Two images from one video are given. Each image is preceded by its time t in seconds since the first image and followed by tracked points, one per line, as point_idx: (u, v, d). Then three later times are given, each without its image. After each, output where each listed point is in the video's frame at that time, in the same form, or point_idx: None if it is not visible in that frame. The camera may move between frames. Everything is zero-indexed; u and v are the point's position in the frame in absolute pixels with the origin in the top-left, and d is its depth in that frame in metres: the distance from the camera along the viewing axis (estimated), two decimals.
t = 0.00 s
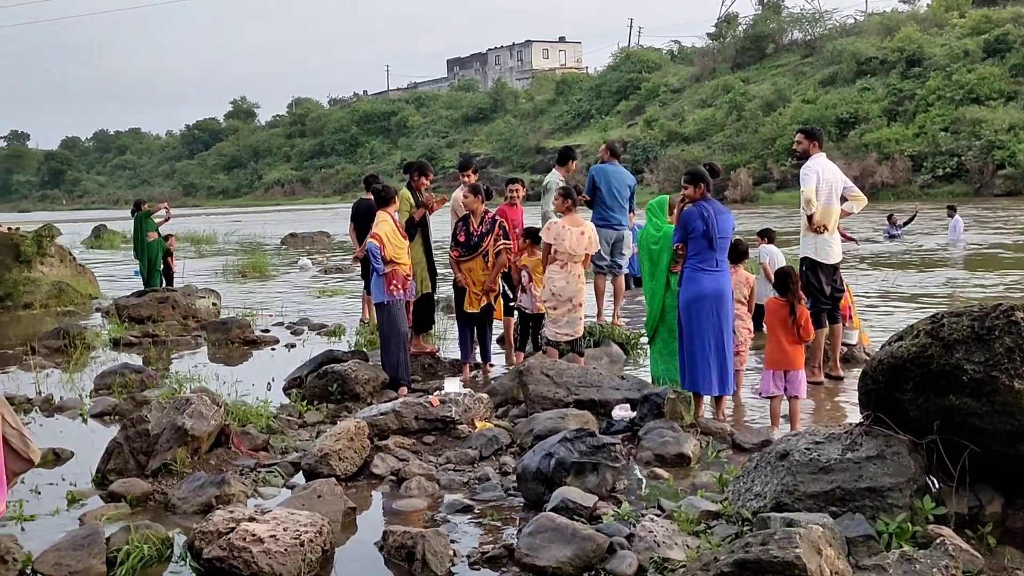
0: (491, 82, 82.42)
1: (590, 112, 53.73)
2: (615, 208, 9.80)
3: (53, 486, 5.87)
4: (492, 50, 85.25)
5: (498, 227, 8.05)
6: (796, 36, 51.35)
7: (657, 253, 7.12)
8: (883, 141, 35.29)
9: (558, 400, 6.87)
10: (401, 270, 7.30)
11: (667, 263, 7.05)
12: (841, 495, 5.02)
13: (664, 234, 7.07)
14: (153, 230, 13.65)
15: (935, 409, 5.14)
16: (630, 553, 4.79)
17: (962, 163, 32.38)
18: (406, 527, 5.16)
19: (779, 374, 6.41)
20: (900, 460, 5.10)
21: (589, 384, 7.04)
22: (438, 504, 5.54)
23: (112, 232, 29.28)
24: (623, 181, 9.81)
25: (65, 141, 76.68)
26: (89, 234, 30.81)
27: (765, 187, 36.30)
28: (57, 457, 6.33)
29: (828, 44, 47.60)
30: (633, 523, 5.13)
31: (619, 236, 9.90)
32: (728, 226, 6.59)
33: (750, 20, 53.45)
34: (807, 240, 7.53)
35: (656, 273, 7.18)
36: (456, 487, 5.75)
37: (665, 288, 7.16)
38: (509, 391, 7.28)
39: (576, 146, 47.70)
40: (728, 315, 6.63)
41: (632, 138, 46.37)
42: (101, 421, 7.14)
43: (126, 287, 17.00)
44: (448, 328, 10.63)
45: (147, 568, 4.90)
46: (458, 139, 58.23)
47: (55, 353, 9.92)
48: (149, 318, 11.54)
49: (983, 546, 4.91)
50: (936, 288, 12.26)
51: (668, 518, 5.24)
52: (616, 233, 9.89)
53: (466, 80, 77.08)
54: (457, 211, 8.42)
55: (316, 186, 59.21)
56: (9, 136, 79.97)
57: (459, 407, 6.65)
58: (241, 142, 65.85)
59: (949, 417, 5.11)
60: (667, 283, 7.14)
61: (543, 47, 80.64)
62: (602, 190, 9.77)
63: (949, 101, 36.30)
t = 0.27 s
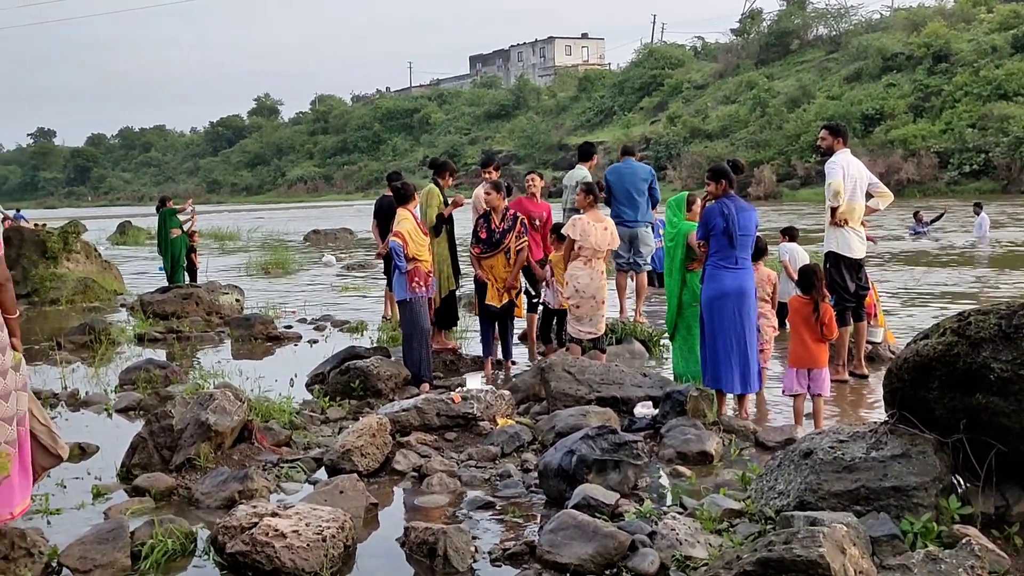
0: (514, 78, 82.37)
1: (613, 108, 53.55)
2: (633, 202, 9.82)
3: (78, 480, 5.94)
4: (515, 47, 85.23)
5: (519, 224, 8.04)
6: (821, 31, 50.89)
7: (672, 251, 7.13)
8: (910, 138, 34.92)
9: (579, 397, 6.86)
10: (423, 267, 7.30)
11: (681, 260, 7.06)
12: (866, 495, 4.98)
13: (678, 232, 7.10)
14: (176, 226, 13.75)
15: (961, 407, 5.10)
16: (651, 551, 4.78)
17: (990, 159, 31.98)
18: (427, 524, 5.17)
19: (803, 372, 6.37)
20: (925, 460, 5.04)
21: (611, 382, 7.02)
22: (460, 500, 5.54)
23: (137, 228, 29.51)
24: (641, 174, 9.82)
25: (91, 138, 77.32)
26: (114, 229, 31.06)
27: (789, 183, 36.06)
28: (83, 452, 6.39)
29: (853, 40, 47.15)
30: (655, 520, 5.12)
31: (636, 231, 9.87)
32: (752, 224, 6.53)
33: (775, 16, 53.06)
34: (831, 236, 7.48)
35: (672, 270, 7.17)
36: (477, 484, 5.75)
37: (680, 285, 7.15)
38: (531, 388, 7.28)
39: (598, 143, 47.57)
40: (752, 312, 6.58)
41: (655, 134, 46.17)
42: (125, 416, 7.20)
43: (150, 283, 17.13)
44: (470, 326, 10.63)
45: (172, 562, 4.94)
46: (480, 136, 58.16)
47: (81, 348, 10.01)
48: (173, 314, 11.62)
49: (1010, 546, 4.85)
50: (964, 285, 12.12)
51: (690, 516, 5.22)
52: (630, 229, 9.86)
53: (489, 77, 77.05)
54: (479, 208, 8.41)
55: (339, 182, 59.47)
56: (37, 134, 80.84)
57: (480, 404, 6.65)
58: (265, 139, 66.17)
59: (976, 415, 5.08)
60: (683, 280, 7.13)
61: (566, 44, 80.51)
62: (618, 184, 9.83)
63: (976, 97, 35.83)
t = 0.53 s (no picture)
0: (535, 76, 82.29)
1: (635, 106, 53.37)
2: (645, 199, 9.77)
3: (102, 476, 5.98)
4: (536, 44, 85.15)
5: (539, 221, 8.03)
6: (845, 28, 50.46)
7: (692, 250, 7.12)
8: (934, 135, 34.56)
9: (601, 396, 6.84)
10: (445, 265, 7.31)
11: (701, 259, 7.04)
12: (889, 495, 4.94)
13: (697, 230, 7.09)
14: (198, 223, 13.82)
15: (987, 407, 5.07)
16: (673, 550, 4.76)
17: (1016, 157, 31.60)
18: (448, 522, 5.18)
19: (826, 371, 6.33)
20: (950, 460, 4.99)
21: (632, 380, 7.01)
22: (481, 498, 5.55)
23: (162, 226, 29.72)
24: (656, 171, 9.80)
25: (116, 136, 77.92)
26: (139, 226, 31.28)
27: (812, 181, 35.84)
28: (107, 448, 6.44)
29: (877, 37, 46.74)
30: (676, 520, 5.10)
31: (646, 229, 9.88)
32: (774, 222, 6.48)
33: (798, 12, 52.70)
34: (854, 234, 7.43)
35: (692, 269, 7.16)
36: (498, 482, 5.75)
37: (700, 284, 7.13)
38: (552, 387, 7.28)
39: (620, 141, 47.45)
40: (774, 311, 6.53)
41: (677, 132, 45.99)
42: (149, 412, 7.25)
43: (173, 281, 17.23)
44: (490, 324, 10.64)
45: (194, 558, 4.98)
46: (501, 134, 58.00)
47: (105, 346, 10.09)
48: (196, 311, 11.69)
49: None
50: (991, 285, 11.97)
51: (712, 515, 5.20)
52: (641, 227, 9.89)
53: (509, 74, 76.98)
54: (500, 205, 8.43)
55: (360, 180, 59.65)
56: (62, 132, 81.55)
57: (501, 402, 6.66)
58: (286, 137, 66.45)
59: (1002, 415, 5.04)
60: (703, 278, 7.11)
61: (587, 41, 80.37)
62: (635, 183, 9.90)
63: (1002, 94, 35.38)
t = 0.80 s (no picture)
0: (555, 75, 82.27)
1: (655, 105, 53.20)
2: (658, 199, 9.88)
3: (124, 474, 6.02)
4: (556, 43, 85.13)
5: (556, 220, 8.07)
6: (867, 26, 50.01)
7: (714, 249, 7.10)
8: (957, 134, 34.24)
9: (621, 396, 6.82)
10: (463, 266, 7.35)
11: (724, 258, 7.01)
12: (912, 497, 4.92)
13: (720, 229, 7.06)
14: (219, 222, 13.88)
15: (1012, 409, 5.00)
16: (693, 551, 4.73)
17: None
18: (468, 521, 5.18)
19: (847, 372, 6.28)
20: (974, 462, 4.94)
21: (652, 380, 6.99)
22: (501, 498, 5.54)
23: (184, 225, 29.88)
24: (672, 172, 9.77)
25: (138, 136, 78.43)
26: (160, 226, 31.43)
27: (833, 181, 35.65)
28: (129, 445, 6.48)
29: (900, 35, 46.35)
30: (697, 520, 5.08)
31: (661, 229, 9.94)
32: (794, 222, 6.42)
33: (820, 11, 52.36)
34: (876, 235, 7.40)
35: (715, 268, 7.13)
36: (518, 482, 5.75)
37: (723, 283, 7.10)
38: (572, 386, 7.29)
39: (639, 140, 47.35)
40: (794, 311, 6.47)
41: (697, 131, 45.84)
42: (170, 411, 7.30)
43: (195, 280, 17.31)
44: (510, 323, 10.66)
45: (215, 556, 5.01)
46: (521, 133, 57.80)
47: (128, 344, 10.16)
48: (217, 310, 11.75)
49: None
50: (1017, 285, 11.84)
51: (734, 515, 5.17)
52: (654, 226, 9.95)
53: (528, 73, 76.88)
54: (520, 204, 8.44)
55: (380, 180, 59.77)
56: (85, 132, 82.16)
57: (521, 402, 6.66)
58: (306, 136, 66.66)
59: None
60: (725, 277, 7.08)
61: (607, 40, 80.25)
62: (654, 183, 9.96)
63: None
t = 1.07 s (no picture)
0: (573, 74, 82.16)
1: (674, 103, 53.02)
2: (679, 199, 9.88)
3: (144, 471, 6.06)
4: (575, 42, 85.06)
5: (573, 218, 8.06)
6: (887, 24, 49.61)
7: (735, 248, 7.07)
8: (979, 132, 33.90)
9: (639, 394, 6.81)
10: (481, 265, 7.37)
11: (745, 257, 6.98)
12: (933, 497, 4.87)
13: (741, 229, 7.03)
14: (239, 220, 13.95)
15: None
16: (711, 551, 4.71)
17: None
18: (485, 519, 5.18)
19: (866, 372, 6.24)
20: (996, 463, 4.90)
21: (671, 380, 6.97)
22: (518, 496, 5.55)
23: (204, 224, 30.04)
24: (691, 171, 9.78)
25: (158, 135, 78.86)
26: (180, 224, 31.59)
27: (854, 179, 35.44)
28: (149, 443, 6.52)
29: (921, 32, 45.93)
30: (715, 520, 5.06)
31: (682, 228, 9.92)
32: (813, 220, 6.37)
33: (840, 8, 51.98)
34: (896, 234, 7.36)
35: (735, 267, 7.10)
36: (536, 481, 5.75)
37: (743, 282, 7.06)
38: (589, 385, 7.28)
39: (658, 138, 47.21)
40: (812, 310, 6.44)
41: (716, 129, 45.64)
42: (189, 408, 7.34)
43: (215, 278, 17.40)
44: (528, 322, 10.66)
45: (234, 553, 5.03)
46: (539, 132, 57.66)
47: (147, 341, 10.21)
48: (236, 308, 11.81)
49: None
50: None
51: (753, 516, 5.15)
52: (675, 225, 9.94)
53: (546, 71, 76.69)
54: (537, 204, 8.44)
55: (398, 178, 59.86)
56: (105, 131, 82.82)
57: (539, 401, 6.65)
58: (324, 134, 66.81)
59: None
60: (746, 276, 7.04)
61: (626, 39, 80.09)
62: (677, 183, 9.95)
63: None
